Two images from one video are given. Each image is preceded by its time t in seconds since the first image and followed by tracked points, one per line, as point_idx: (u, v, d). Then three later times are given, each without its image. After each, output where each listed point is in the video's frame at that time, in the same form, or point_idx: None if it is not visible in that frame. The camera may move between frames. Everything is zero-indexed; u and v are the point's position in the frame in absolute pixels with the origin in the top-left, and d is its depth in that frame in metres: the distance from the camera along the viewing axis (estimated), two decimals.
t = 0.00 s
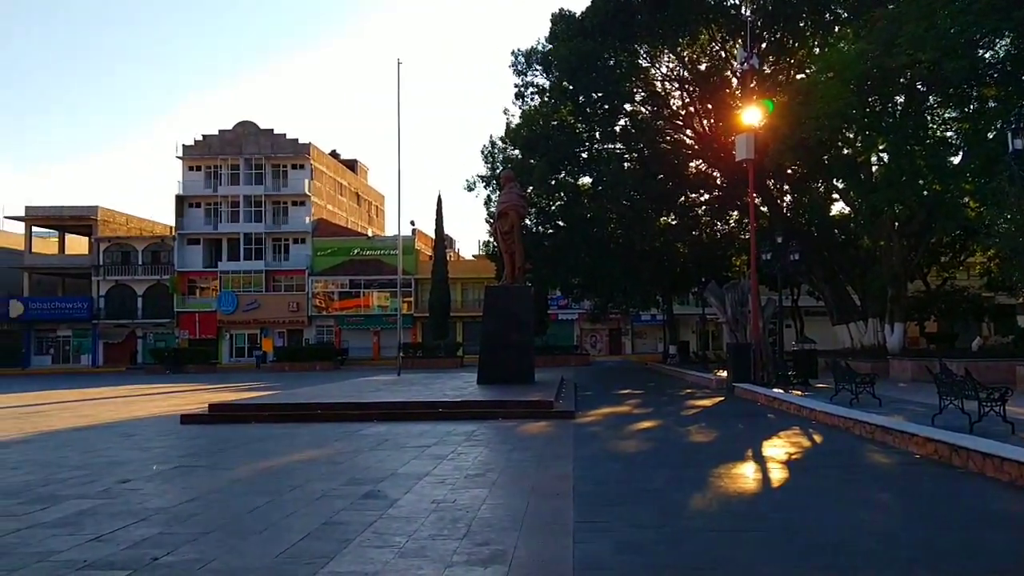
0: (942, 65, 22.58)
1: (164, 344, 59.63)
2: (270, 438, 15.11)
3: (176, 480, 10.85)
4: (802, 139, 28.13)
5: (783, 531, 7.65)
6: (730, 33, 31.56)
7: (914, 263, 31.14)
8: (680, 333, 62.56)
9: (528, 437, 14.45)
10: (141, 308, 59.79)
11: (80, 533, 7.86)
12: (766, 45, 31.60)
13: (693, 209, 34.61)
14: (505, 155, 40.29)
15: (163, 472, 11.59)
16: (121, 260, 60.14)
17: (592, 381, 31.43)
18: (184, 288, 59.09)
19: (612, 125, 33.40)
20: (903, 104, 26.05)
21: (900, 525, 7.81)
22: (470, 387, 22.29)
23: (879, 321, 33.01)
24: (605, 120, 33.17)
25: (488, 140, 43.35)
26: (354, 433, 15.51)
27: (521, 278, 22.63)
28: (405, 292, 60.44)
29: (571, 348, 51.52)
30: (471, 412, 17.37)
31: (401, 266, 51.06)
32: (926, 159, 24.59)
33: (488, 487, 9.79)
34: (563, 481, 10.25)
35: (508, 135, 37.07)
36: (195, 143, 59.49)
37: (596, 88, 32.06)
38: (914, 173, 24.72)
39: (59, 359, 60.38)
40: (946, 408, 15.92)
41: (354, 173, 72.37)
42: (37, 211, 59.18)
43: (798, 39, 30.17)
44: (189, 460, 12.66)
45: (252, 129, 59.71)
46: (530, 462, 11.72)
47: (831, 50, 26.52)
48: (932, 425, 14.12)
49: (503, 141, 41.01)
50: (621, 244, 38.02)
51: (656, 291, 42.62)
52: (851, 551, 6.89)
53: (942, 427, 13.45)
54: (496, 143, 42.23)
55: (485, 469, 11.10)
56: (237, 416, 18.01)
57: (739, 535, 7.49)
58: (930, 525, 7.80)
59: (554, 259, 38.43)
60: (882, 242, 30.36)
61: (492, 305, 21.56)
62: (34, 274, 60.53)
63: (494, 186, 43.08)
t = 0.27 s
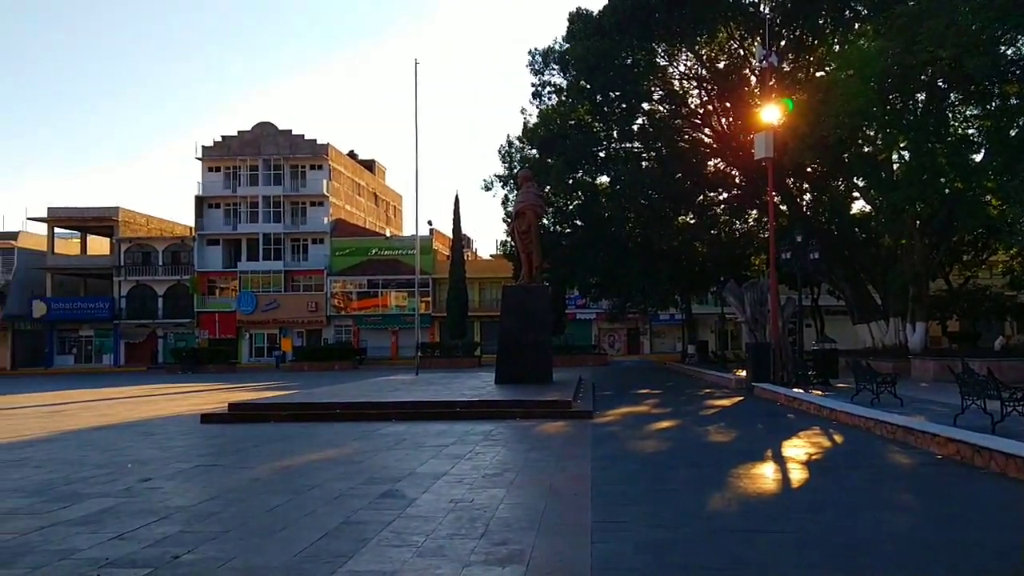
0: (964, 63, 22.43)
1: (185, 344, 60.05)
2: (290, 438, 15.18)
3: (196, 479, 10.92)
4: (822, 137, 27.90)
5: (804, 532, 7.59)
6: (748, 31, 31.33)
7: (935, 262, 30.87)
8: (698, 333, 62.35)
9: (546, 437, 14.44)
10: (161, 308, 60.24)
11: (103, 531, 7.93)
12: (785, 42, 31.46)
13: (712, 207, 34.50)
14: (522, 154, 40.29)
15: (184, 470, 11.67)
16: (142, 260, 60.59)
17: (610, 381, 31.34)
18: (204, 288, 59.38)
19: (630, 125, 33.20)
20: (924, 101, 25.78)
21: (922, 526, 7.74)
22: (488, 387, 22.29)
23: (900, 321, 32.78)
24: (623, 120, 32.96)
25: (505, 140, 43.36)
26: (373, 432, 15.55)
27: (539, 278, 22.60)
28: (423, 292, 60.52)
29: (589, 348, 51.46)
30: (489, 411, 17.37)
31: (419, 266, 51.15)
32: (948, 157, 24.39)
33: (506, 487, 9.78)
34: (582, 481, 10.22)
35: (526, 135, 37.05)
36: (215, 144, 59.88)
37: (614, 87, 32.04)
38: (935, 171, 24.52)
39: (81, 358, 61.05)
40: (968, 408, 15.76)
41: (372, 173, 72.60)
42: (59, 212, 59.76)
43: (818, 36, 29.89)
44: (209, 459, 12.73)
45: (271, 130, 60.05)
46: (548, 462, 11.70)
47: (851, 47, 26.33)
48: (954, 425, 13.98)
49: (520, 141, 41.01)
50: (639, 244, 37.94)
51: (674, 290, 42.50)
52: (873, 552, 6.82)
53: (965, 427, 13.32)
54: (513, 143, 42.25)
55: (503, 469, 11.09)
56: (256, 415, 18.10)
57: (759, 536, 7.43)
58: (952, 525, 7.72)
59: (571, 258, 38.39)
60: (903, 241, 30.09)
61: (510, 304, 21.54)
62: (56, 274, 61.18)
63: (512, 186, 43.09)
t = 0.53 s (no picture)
0: (974, 62, 22.31)
1: (194, 345, 60.24)
2: (298, 439, 15.22)
3: (205, 480, 10.95)
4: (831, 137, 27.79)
5: (813, 534, 7.56)
6: (757, 31, 31.22)
7: (945, 262, 30.72)
8: (707, 333, 62.23)
9: (554, 438, 14.42)
10: (171, 310, 60.44)
11: (112, 533, 7.96)
12: (794, 42, 31.42)
13: (721, 208, 34.57)
14: (531, 155, 40.28)
15: (193, 472, 11.71)
16: (151, 262, 60.79)
17: (618, 382, 31.29)
18: (213, 289, 59.54)
19: (638, 125, 33.34)
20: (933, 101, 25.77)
21: (932, 528, 7.70)
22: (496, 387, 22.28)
23: (910, 321, 32.63)
24: (631, 120, 33.15)
25: (514, 140, 43.35)
26: (381, 434, 15.56)
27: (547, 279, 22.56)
28: (431, 293, 60.57)
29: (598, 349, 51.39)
30: (497, 413, 17.37)
31: (428, 267, 51.24)
32: (959, 157, 24.27)
33: (514, 489, 9.77)
34: (590, 482, 10.22)
35: (534, 135, 37.09)
36: (224, 146, 60.08)
37: (622, 88, 32.11)
38: (945, 171, 24.40)
39: (91, 360, 61.30)
40: (979, 410, 15.67)
41: (381, 175, 72.72)
42: (69, 214, 60.04)
43: (828, 36, 29.71)
44: (217, 461, 12.76)
45: (280, 131, 60.19)
46: (556, 464, 11.69)
47: (859, 47, 26.27)
48: (965, 426, 13.90)
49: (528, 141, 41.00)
50: (648, 245, 37.90)
51: (683, 291, 42.42)
52: (882, 554, 6.80)
53: (975, 429, 13.24)
54: (521, 143, 42.27)
55: (512, 470, 11.09)
56: (265, 416, 18.14)
57: (767, 539, 7.41)
58: (962, 527, 7.68)
59: (579, 259, 38.38)
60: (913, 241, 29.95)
61: (518, 305, 21.54)
62: (66, 276, 61.46)
63: (520, 187, 43.08)
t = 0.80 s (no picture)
0: (977, 65, 22.27)
1: (197, 348, 60.31)
2: (302, 441, 15.24)
3: (209, 484, 10.96)
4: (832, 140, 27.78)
5: (815, 536, 7.56)
6: (758, 34, 31.20)
7: (948, 264, 30.71)
8: (710, 336, 62.20)
9: (557, 441, 14.43)
10: (174, 312, 60.50)
11: (116, 535, 7.96)
12: (795, 45, 31.42)
13: (723, 210, 34.62)
14: (533, 158, 40.35)
15: (196, 474, 11.74)
16: (155, 264, 60.86)
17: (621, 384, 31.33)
18: (216, 292, 59.60)
19: (640, 128, 33.27)
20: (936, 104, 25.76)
21: (936, 529, 7.70)
22: (499, 390, 22.29)
23: (913, 323, 32.61)
24: (633, 123, 33.06)
25: (516, 143, 43.43)
26: (384, 437, 15.59)
27: (550, 281, 22.58)
28: (434, 296, 60.58)
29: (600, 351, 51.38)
30: (500, 415, 17.39)
31: (430, 270, 51.21)
32: (960, 160, 24.18)
33: (517, 491, 9.78)
34: (593, 485, 10.22)
35: (536, 139, 37.15)
36: (226, 150, 60.20)
37: (623, 90, 31.97)
38: (948, 173, 24.36)
39: (95, 362, 61.37)
40: (983, 412, 15.65)
41: (383, 178, 72.79)
42: (73, 218, 60.19)
43: (829, 39, 29.73)
44: (221, 464, 12.79)
45: (282, 134, 60.29)
46: (559, 466, 11.70)
47: (860, 49, 26.29)
48: (968, 429, 13.88)
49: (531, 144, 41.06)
50: (650, 248, 37.92)
51: (686, 294, 42.47)
52: (886, 556, 6.79)
53: (978, 431, 13.22)
54: (523, 146, 42.34)
55: (514, 473, 11.09)
56: (268, 419, 18.17)
57: (771, 541, 7.40)
58: (966, 529, 7.68)
59: (582, 262, 38.39)
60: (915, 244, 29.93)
61: (521, 309, 21.55)
62: (70, 279, 61.57)
63: (522, 190, 43.14)
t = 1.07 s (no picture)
0: (981, 63, 22.24)
1: (201, 348, 60.39)
2: (305, 441, 15.25)
3: (213, 483, 10.97)
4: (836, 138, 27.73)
5: (820, 535, 7.54)
6: (762, 32, 31.42)
7: (952, 262, 30.67)
8: (714, 335, 62.15)
9: (560, 441, 14.42)
10: (178, 312, 60.55)
11: (120, 534, 7.98)
12: (799, 44, 31.37)
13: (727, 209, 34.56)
14: (536, 158, 40.34)
15: (200, 474, 11.76)
16: (158, 265, 60.92)
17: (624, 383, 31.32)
18: (220, 292, 59.68)
19: (644, 127, 33.17)
20: (941, 102, 25.60)
21: (940, 528, 7.69)
22: (502, 390, 22.27)
23: (917, 322, 32.57)
24: (637, 121, 32.87)
25: (519, 142, 43.44)
26: (387, 436, 15.59)
27: (554, 281, 22.55)
28: (437, 296, 60.61)
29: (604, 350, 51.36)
30: (503, 415, 17.39)
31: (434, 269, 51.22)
32: (965, 157, 24.19)
33: (520, 491, 9.77)
34: (596, 484, 10.21)
35: (540, 138, 37.13)
36: (230, 150, 60.28)
37: (627, 89, 31.72)
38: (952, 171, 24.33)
39: (98, 362, 61.41)
40: (987, 411, 15.63)
41: (387, 178, 72.82)
42: (77, 218, 60.29)
43: (833, 37, 29.72)
44: (224, 463, 12.80)
45: (286, 134, 60.36)
46: (562, 466, 11.68)
47: (864, 48, 26.25)
48: (973, 428, 13.86)
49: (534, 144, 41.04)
50: (654, 247, 37.87)
51: (689, 293, 42.44)
52: (889, 555, 6.78)
53: (983, 430, 13.21)
54: (526, 146, 42.33)
55: (517, 472, 11.08)
56: (272, 419, 18.20)
57: (775, 540, 7.39)
58: (970, 528, 7.66)
59: (585, 261, 38.37)
60: (919, 243, 29.88)
61: (524, 309, 21.55)
62: (74, 279, 61.67)
63: (525, 189, 43.13)
